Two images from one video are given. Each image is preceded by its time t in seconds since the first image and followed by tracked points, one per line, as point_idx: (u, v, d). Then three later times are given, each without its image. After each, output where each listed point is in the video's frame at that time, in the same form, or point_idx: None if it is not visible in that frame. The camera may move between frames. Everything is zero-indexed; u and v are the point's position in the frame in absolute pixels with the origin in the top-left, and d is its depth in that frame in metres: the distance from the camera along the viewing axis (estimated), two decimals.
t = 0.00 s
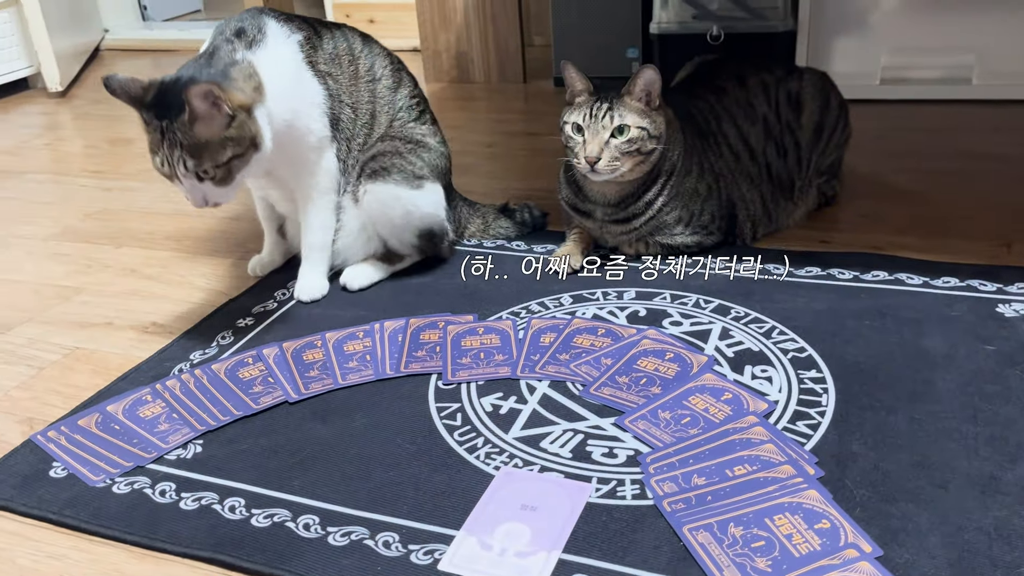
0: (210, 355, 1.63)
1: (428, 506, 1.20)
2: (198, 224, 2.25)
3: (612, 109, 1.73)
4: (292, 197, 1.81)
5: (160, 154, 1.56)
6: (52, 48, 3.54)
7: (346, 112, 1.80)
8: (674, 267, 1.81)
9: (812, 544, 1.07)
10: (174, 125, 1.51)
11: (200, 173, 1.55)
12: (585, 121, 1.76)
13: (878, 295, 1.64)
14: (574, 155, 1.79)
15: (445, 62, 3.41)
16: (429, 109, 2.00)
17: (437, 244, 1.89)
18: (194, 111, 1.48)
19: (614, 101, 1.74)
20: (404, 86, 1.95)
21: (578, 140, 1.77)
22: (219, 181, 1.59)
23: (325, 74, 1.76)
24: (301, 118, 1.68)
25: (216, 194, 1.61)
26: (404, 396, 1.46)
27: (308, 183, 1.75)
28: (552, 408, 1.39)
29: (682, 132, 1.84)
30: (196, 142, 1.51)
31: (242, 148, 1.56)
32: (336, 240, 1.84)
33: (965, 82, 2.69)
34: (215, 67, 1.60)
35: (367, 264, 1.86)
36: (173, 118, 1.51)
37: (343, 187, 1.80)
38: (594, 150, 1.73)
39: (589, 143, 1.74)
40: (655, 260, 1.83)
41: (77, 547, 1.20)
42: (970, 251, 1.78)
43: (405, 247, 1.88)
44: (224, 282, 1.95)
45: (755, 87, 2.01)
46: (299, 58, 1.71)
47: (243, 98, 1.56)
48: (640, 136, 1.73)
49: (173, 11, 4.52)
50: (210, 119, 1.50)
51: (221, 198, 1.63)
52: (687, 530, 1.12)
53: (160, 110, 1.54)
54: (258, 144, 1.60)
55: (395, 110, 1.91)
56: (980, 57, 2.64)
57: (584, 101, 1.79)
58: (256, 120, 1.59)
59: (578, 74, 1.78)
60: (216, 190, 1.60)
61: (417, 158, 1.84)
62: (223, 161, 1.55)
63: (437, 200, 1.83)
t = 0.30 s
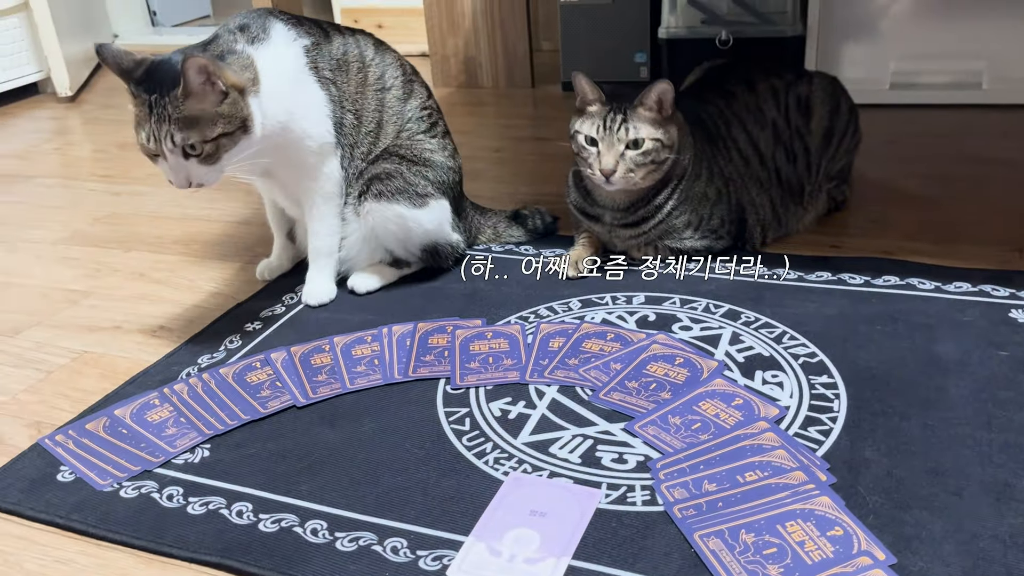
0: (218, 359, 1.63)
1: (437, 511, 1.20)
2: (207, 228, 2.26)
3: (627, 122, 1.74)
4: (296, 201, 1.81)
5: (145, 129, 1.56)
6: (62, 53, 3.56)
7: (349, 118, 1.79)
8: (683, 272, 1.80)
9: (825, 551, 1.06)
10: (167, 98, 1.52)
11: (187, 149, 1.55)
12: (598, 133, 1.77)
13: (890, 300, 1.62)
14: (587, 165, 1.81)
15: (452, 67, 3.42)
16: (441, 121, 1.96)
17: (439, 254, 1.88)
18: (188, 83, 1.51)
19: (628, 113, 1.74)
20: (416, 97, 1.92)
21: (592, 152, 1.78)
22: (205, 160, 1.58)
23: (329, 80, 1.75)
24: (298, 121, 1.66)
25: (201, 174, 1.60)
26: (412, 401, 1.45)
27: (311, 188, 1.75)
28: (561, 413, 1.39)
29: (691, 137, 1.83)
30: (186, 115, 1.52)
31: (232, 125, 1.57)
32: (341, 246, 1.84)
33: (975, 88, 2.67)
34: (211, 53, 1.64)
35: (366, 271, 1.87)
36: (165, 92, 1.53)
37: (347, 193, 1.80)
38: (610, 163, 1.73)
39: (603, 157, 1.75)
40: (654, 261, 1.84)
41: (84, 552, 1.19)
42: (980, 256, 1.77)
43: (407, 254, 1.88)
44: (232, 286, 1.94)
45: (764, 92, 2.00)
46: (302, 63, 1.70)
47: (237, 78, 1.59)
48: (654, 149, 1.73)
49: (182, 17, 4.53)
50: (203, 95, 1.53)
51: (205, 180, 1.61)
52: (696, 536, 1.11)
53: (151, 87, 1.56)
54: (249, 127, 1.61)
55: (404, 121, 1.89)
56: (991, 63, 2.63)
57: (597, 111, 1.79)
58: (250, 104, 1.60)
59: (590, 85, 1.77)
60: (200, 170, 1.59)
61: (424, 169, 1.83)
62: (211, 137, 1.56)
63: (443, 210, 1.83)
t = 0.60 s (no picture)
0: (226, 364, 1.63)
1: (445, 516, 1.20)
2: (215, 233, 2.26)
3: (638, 139, 1.72)
4: (307, 207, 1.82)
5: (173, 116, 1.55)
6: (71, 59, 3.58)
7: (362, 126, 1.79)
8: (692, 278, 1.80)
9: (835, 557, 1.05)
10: (200, 82, 1.54)
11: (219, 133, 1.56)
12: (610, 152, 1.75)
13: (899, 306, 1.62)
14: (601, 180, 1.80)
15: (460, 72, 3.42)
16: (453, 130, 1.97)
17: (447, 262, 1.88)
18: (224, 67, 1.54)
19: (639, 130, 1.72)
20: (429, 107, 1.93)
21: (606, 171, 1.77)
22: (234, 147, 1.59)
23: (343, 87, 1.76)
24: (312, 125, 1.67)
25: (229, 161, 1.59)
26: (420, 406, 1.45)
27: (321, 195, 1.75)
28: (570, 419, 1.38)
29: (700, 144, 1.84)
30: (221, 99, 1.55)
31: (264, 112, 1.60)
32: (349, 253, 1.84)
33: (983, 93, 2.67)
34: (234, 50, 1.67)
35: (374, 277, 1.87)
36: (197, 79, 1.55)
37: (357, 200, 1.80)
38: (625, 183, 1.73)
39: (618, 176, 1.74)
40: (655, 260, 1.85)
41: (94, 556, 1.20)
42: (990, 262, 1.76)
43: (417, 262, 1.88)
44: (240, 291, 1.95)
45: (771, 97, 2.01)
46: (317, 70, 1.71)
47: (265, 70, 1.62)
48: (667, 164, 1.73)
49: (192, 22, 4.52)
50: (236, 81, 1.56)
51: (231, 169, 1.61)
52: (706, 542, 1.10)
53: (178, 76, 1.57)
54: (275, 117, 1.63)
55: (417, 130, 1.90)
56: (999, 69, 2.62)
57: (607, 127, 1.76)
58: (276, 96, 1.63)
59: (598, 104, 1.73)
60: (228, 158, 1.59)
61: (435, 177, 1.83)
62: (244, 122, 1.57)
63: (454, 220, 1.83)
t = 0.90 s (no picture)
0: (230, 369, 1.64)
1: (448, 522, 1.20)
2: (219, 238, 2.27)
3: (661, 166, 1.71)
4: (313, 213, 1.82)
5: (190, 85, 1.57)
6: (75, 65, 3.59)
7: (368, 132, 1.80)
8: (694, 284, 1.80)
9: (838, 564, 1.05)
10: (224, 55, 1.58)
11: (233, 106, 1.57)
12: (636, 182, 1.72)
13: (902, 312, 1.62)
14: (621, 204, 1.78)
15: (463, 78, 3.44)
16: (459, 137, 1.97)
17: (449, 270, 1.89)
18: (250, 44, 1.58)
19: (662, 158, 1.70)
20: (435, 114, 1.93)
21: (631, 199, 1.74)
22: (247, 126, 1.59)
23: (350, 93, 1.77)
24: (321, 130, 1.68)
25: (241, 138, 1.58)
26: (423, 412, 1.45)
27: (327, 200, 1.75)
28: (572, 425, 1.39)
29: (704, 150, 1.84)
30: (241, 72, 1.58)
31: (281, 99, 1.61)
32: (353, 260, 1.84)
33: (986, 98, 2.67)
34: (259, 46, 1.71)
35: (378, 281, 1.88)
36: (221, 54, 1.59)
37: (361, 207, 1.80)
38: (651, 212, 1.72)
39: (644, 205, 1.72)
40: (656, 263, 1.85)
41: (98, 562, 1.20)
42: (994, 268, 1.76)
43: (421, 267, 1.89)
44: (243, 297, 1.95)
45: (774, 102, 2.01)
46: (326, 75, 1.72)
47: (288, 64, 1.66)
48: (687, 184, 1.74)
49: (195, 28, 4.56)
50: (260, 63, 1.60)
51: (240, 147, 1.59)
52: (708, 548, 1.10)
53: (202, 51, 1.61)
54: (290, 110, 1.64)
55: (423, 136, 1.90)
56: (1002, 74, 2.63)
57: (628, 156, 1.72)
58: (294, 90, 1.65)
59: (623, 136, 1.70)
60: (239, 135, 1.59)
61: (440, 184, 1.83)
62: (260, 100, 1.58)
63: (459, 227, 1.83)
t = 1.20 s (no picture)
0: (228, 376, 1.63)
1: (446, 529, 1.19)
2: (218, 244, 2.27)
3: (665, 169, 1.70)
4: (312, 218, 1.82)
5: (196, 77, 1.57)
6: (75, 69, 3.59)
7: (367, 137, 1.80)
8: (693, 290, 1.80)
9: (838, 572, 1.05)
10: (230, 48, 1.58)
11: (242, 98, 1.57)
12: (641, 186, 1.70)
13: (902, 317, 1.61)
14: (625, 209, 1.76)
15: (462, 83, 3.44)
16: (459, 143, 1.97)
17: (447, 276, 1.88)
18: (256, 37, 1.58)
19: (666, 160, 1.69)
20: (435, 120, 1.93)
21: (637, 203, 1.73)
22: (254, 118, 1.59)
23: (350, 99, 1.77)
24: (320, 132, 1.68)
25: (249, 131, 1.57)
26: (421, 419, 1.45)
27: (325, 205, 1.75)
28: (570, 431, 1.38)
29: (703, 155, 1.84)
30: (248, 64, 1.57)
31: (288, 90, 1.61)
32: (350, 268, 1.84)
33: (985, 103, 2.68)
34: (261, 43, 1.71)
35: (377, 287, 1.87)
36: (227, 47, 1.59)
37: (359, 213, 1.80)
38: (658, 215, 1.70)
39: (650, 208, 1.70)
40: (655, 268, 1.84)
41: (94, 571, 1.19)
42: (995, 273, 1.75)
43: (420, 274, 1.88)
44: (242, 303, 1.95)
45: (774, 108, 2.01)
46: (327, 81, 1.72)
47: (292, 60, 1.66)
48: (690, 187, 1.74)
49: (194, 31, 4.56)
50: (266, 56, 1.60)
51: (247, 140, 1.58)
52: (706, 556, 1.10)
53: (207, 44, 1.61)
54: (294, 103, 1.64)
55: (422, 142, 1.90)
56: (1002, 78, 2.63)
57: (632, 161, 1.70)
58: (297, 87, 1.65)
59: (625, 141, 1.68)
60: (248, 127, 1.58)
61: (439, 190, 1.83)
62: (268, 92, 1.58)
63: (458, 233, 1.83)
